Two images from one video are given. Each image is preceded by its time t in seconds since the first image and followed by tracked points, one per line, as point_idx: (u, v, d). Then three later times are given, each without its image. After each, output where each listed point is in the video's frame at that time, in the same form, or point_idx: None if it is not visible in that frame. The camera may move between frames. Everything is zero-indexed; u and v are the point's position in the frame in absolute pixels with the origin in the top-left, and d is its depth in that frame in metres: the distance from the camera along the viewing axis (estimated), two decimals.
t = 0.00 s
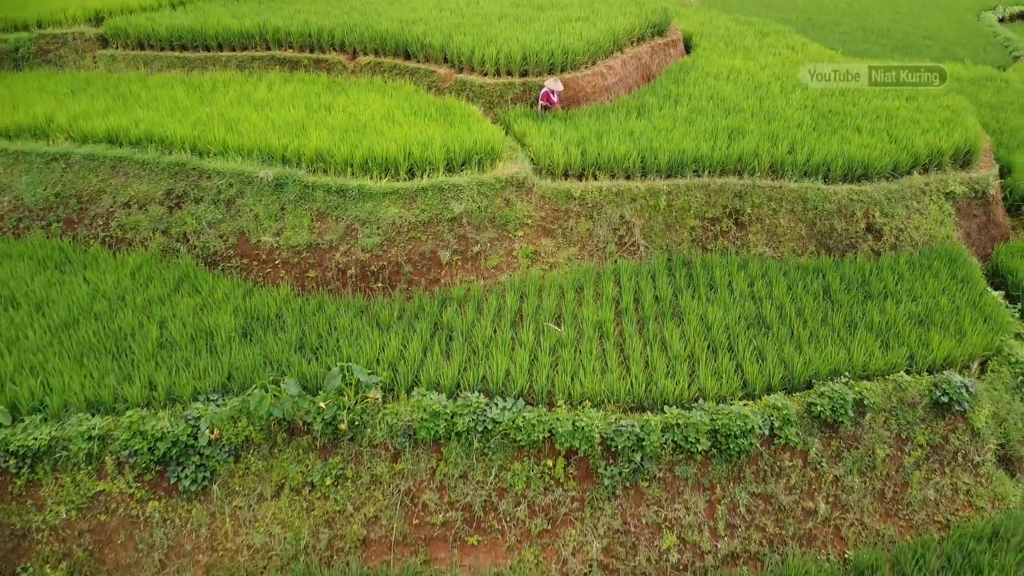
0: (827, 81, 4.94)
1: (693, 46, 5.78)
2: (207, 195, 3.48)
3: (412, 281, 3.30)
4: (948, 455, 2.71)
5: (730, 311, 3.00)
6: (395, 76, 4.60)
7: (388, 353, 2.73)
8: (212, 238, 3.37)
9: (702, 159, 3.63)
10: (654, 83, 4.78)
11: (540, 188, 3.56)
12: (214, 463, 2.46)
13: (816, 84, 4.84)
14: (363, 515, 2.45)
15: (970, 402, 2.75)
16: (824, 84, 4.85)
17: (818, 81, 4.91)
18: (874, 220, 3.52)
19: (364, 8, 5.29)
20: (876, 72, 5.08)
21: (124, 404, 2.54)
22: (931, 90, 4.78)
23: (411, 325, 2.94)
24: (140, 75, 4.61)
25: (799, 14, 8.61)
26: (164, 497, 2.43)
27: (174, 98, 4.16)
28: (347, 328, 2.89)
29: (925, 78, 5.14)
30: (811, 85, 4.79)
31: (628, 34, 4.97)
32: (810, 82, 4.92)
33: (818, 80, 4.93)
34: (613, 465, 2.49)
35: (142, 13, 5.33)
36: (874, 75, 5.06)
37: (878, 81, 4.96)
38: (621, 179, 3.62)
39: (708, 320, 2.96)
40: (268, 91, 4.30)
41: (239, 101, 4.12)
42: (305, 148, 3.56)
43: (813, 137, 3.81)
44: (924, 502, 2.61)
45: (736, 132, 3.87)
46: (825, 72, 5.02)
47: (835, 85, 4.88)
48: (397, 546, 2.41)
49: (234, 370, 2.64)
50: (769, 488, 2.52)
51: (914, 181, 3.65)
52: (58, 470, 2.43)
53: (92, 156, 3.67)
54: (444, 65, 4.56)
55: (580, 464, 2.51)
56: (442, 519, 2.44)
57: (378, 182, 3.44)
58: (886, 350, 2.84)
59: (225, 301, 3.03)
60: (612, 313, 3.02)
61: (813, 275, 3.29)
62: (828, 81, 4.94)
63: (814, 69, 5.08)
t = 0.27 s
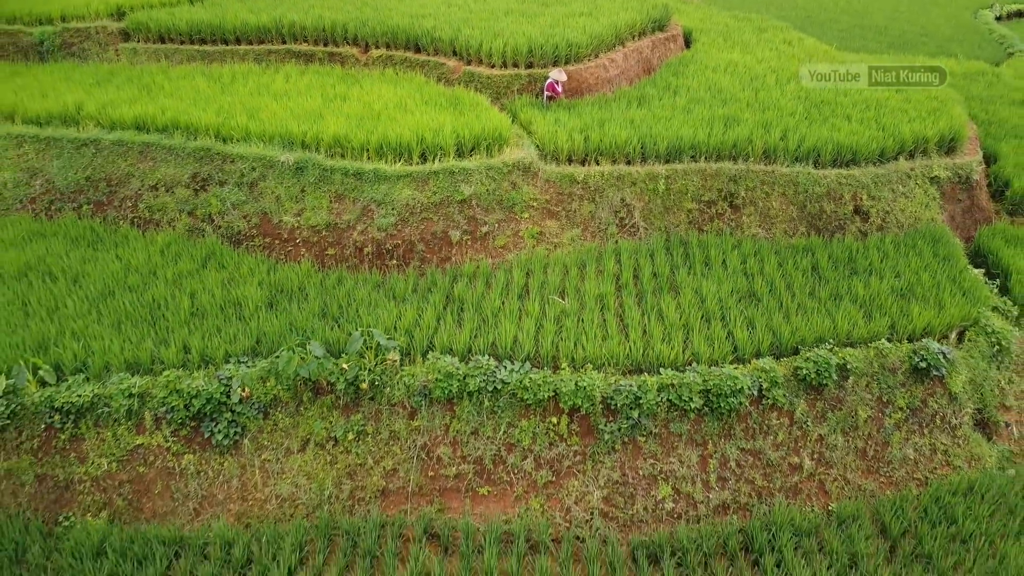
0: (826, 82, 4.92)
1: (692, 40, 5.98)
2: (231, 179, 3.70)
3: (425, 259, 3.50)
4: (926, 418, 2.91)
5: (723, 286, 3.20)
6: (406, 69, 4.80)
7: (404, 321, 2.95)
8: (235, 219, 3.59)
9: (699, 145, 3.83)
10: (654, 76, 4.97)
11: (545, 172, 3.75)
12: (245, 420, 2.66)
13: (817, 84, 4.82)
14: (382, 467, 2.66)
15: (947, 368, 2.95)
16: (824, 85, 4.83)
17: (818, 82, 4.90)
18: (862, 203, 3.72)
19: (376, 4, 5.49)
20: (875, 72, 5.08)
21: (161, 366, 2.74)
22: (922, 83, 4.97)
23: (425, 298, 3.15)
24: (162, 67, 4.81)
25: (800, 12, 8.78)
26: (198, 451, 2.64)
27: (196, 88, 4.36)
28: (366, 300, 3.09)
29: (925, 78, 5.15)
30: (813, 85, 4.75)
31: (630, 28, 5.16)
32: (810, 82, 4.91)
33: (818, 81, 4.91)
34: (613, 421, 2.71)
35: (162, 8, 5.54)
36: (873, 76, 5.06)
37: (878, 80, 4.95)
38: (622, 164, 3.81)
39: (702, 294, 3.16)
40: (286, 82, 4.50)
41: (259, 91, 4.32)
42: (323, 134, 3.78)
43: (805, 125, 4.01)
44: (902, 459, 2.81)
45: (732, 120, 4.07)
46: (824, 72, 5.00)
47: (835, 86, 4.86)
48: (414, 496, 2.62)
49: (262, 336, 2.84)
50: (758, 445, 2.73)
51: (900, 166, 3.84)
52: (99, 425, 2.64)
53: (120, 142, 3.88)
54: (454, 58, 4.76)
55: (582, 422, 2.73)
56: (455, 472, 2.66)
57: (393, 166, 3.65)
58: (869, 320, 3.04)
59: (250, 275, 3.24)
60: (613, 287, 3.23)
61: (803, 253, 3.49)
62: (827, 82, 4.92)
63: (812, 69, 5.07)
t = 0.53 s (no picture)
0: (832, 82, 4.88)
1: (697, 36, 6.18)
2: (257, 164, 3.91)
3: (441, 239, 3.71)
4: (912, 385, 3.10)
5: (723, 264, 3.39)
6: (421, 62, 5.00)
7: (423, 292, 3.17)
8: (262, 202, 3.82)
9: (701, 133, 4.02)
10: (659, 69, 5.16)
11: (554, 158, 3.95)
12: (276, 380, 2.88)
13: (820, 85, 4.78)
14: (403, 426, 2.88)
15: (932, 338, 3.13)
16: (831, 86, 4.78)
17: (825, 83, 4.85)
18: (855, 188, 3.91)
19: None
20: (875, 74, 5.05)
21: (199, 331, 2.96)
22: (918, 77, 5.15)
23: (441, 274, 3.36)
24: (187, 59, 5.02)
25: (805, 10, 8.96)
26: (233, 409, 2.85)
27: (221, 79, 4.57)
28: (386, 275, 3.30)
29: (925, 78, 5.16)
30: (815, 86, 4.74)
31: (636, 23, 5.35)
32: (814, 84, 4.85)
33: (820, 83, 4.88)
34: (616, 384, 2.92)
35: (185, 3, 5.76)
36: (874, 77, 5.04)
37: (878, 81, 4.94)
38: (628, 151, 3.99)
39: (702, 271, 3.36)
40: (306, 73, 4.71)
41: (281, 82, 4.53)
42: (345, 122, 3.98)
43: (803, 114, 4.20)
44: (888, 423, 3.00)
45: (733, 110, 4.26)
46: (824, 73, 4.98)
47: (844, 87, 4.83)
48: (433, 452, 2.85)
49: (291, 308, 3.05)
50: (751, 407, 2.93)
51: (892, 153, 4.02)
52: (140, 385, 2.85)
53: (152, 129, 4.09)
54: (466, 51, 4.95)
55: (588, 385, 2.94)
56: (471, 431, 2.88)
57: (411, 151, 3.86)
58: (858, 295, 3.23)
59: (278, 252, 3.46)
60: (618, 264, 3.43)
61: (798, 235, 3.67)
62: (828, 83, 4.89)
63: (811, 72, 5.01)
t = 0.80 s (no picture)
0: (829, 82, 4.87)
1: (706, 32, 6.36)
2: (287, 150, 4.14)
3: (459, 222, 3.93)
4: (904, 357, 3.28)
5: (727, 245, 3.57)
6: (439, 56, 5.19)
7: (444, 267, 3.40)
8: (292, 187, 4.06)
9: (708, 122, 4.19)
10: (669, 63, 5.35)
11: (567, 146, 4.11)
12: (309, 347, 3.11)
13: (820, 85, 4.79)
14: (426, 391, 3.11)
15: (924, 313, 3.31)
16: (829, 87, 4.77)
17: (823, 83, 4.84)
18: (855, 174, 4.09)
19: None
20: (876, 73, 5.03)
21: (237, 301, 3.18)
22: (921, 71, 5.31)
23: (461, 253, 3.56)
24: (216, 52, 5.25)
25: (815, 9, 9.12)
26: (268, 373, 3.07)
27: (249, 71, 4.80)
28: (409, 253, 3.52)
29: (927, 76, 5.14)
30: (814, 87, 4.76)
31: (647, 19, 5.54)
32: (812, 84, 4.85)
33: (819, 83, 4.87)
34: (625, 353, 3.13)
35: None
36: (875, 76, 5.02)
37: (879, 81, 4.94)
38: (638, 139, 4.17)
39: (707, 251, 3.54)
40: (331, 66, 4.93)
41: (307, 74, 4.75)
42: (369, 111, 4.20)
43: (806, 105, 4.39)
44: (882, 392, 3.19)
45: (739, 101, 4.45)
46: (825, 73, 4.99)
47: (839, 86, 4.82)
48: (453, 415, 3.08)
49: (322, 281, 3.28)
50: (752, 375, 3.13)
51: (892, 142, 4.19)
52: (182, 350, 3.07)
53: (186, 116, 4.32)
54: (483, 45, 5.15)
55: (598, 353, 3.16)
56: (488, 395, 3.11)
57: (432, 138, 4.07)
58: (854, 273, 3.42)
59: (307, 231, 3.68)
60: (628, 244, 3.62)
61: (800, 219, 3.85)
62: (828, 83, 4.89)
63: (812, 71, 5.02)
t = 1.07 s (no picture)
0: (832, 83, 4.87)
1: (716, 28, 6.55)
2: (315, 137, 4.37)
3: (478, 204, 4.14)
4: (900, 332, 3.46)
5: (733, 227, 3.77)
6: (458, 49, 5.40)
7: (464, 245, 3.61)
8: (320, 172, 4.29)
9: (716, 112, 4.38)
10: (680, 57, 5.54)
11: (580, 133, 4.31)
12: (339, 317, 3.33)
13: (820, 86, 4.80)
14: (446, 359, 3.34)
15: (919, 291, 3.49)
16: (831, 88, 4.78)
17: (826, 84, 4.83)
18: (857, 161, 4.27)
19: None
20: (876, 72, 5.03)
21: (272, 275, 3.40)
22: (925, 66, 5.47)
23: (480, 233, 3.77)
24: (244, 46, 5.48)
25: (826, 7, 9.27)
26: (302, 340, 3.31)
27: (277, 63, 5.02)
28: (431, 233, 3.74)
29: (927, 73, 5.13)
30: (814, 87, 4.78)
31: (659, 14, 5.72)
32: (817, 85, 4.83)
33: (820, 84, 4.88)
34: (634, 324, 3.33)
35: None
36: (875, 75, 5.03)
37: (879, 81, 4.94)
38: (649, 128, 4.36)
39: (714, 232, 3.73)
40: (354, 58, 5.15)
41: (333, 66, 4.97)
42: (393, 100, 4.41)
43: (811, 97, 4.57)
44: (877, 364, 3.37)
45: (746, 92, 4.63)
46: (825, 73, 5.00)
47: (843, 87, 4.82)
48: (473, 381, 3.31)
49: (350, 257, 3.51)
50: (754, 347, 3.32)
51: (892, 132, 4.36)
52: (220, 318, 3.29)
53: (220, 105, 4.55)
54: (500, 39, 5.35)
55: (609, 325, 3.36)
56: (506, 363, 3.33)
57: (452, 125, 4.27)
58: (853, 253, 3.60)
59: (335, 211, 3.91)
60: (638, 225, 3.81)
61: (803, 204, 4.02)
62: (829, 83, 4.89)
63: (811, 72, 5.00)
